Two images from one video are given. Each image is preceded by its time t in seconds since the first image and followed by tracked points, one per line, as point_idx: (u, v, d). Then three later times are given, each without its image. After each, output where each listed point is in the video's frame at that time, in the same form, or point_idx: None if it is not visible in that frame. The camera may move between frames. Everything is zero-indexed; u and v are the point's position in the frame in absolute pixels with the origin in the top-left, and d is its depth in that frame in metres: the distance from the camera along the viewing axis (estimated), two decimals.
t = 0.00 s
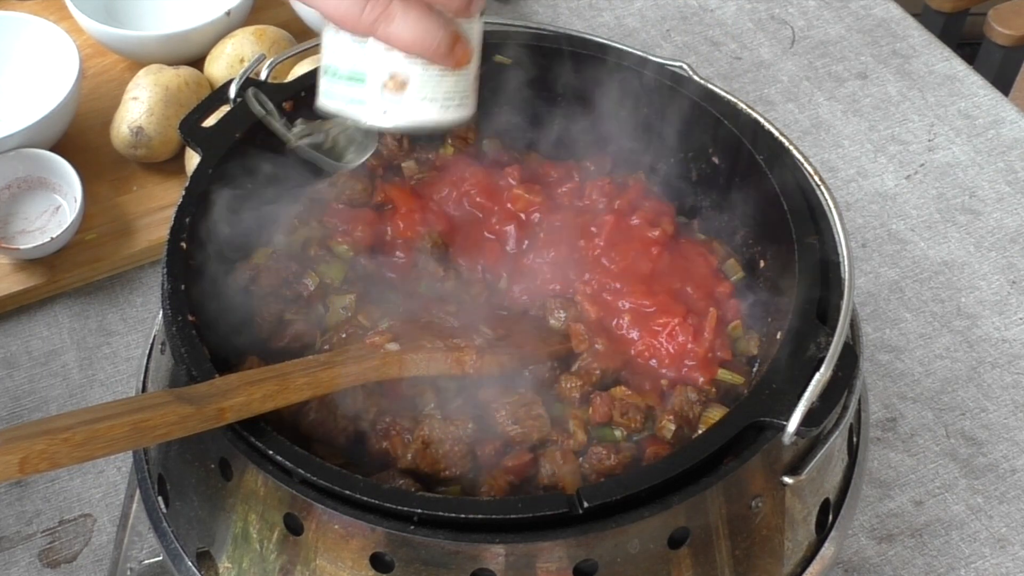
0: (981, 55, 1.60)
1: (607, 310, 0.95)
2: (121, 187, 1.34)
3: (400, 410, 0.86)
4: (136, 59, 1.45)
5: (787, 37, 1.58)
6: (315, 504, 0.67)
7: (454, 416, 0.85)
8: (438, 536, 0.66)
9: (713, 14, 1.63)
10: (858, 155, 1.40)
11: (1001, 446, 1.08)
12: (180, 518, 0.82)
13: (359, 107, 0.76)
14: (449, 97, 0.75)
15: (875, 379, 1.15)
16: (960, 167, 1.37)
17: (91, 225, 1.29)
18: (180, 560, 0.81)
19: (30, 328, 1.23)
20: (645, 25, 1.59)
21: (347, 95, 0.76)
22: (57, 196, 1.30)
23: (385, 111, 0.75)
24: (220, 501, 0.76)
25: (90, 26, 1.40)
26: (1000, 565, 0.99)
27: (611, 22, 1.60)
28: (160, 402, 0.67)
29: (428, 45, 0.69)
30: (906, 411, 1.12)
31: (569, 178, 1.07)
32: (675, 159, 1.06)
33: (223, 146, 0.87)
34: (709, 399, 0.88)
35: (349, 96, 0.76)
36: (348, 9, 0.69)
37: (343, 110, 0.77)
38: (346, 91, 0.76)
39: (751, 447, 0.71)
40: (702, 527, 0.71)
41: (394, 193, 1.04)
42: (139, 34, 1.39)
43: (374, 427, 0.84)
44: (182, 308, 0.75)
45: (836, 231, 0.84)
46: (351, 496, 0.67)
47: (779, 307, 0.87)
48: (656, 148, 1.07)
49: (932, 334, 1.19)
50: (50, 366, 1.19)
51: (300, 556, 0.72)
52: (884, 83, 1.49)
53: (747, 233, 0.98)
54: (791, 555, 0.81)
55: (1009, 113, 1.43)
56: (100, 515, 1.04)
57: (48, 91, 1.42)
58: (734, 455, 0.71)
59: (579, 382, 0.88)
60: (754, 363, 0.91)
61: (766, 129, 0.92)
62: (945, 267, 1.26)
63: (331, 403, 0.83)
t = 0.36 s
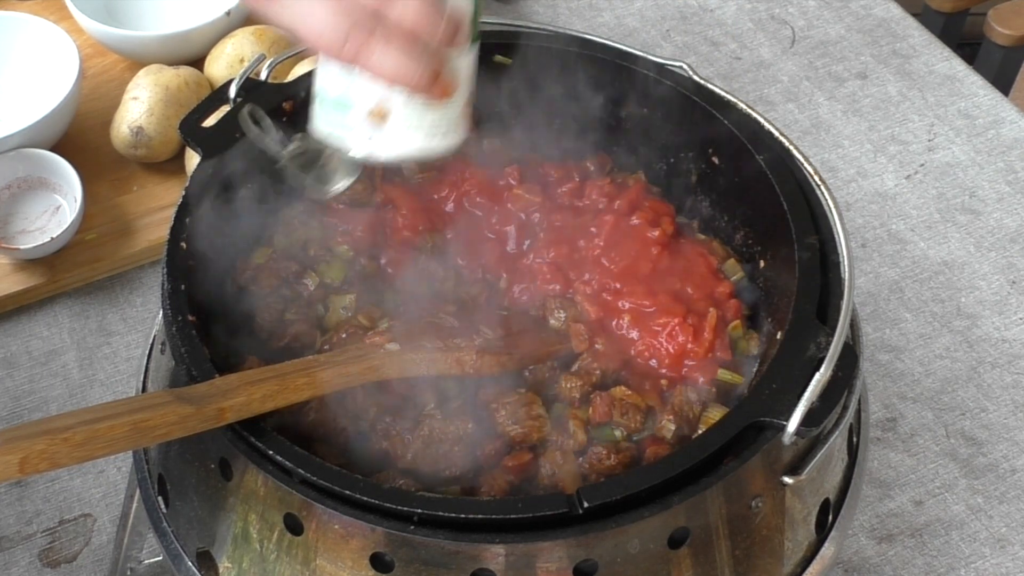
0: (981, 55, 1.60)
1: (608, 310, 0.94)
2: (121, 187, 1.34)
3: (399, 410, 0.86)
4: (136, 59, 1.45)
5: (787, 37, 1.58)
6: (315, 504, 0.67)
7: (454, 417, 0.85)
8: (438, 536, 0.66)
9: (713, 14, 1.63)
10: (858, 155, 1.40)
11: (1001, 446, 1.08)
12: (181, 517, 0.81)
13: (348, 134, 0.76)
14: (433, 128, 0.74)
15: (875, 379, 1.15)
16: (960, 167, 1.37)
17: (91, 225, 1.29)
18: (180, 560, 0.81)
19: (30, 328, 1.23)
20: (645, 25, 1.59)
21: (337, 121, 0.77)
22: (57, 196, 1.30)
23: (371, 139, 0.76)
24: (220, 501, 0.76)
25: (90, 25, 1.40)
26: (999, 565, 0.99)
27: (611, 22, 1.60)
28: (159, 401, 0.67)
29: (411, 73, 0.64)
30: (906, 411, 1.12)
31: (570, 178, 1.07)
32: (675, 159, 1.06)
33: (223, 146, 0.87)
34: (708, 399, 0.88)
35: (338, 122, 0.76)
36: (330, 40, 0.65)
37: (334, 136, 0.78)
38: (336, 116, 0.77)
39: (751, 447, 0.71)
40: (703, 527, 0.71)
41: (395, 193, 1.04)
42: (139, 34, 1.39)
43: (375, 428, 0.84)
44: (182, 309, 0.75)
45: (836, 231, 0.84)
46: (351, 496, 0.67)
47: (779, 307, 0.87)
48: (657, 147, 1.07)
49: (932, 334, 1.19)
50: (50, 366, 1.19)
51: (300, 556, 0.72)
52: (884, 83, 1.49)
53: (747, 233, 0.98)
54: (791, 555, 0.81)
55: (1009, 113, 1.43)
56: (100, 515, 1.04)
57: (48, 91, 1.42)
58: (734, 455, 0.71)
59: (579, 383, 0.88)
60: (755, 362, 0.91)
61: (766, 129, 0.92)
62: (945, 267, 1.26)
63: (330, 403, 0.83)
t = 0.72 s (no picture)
0: (981, 55, 1.60)
1: (607, 311, 0.95)
2: (121, 187, 1.34)
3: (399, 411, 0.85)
4: (136, 59, 1.45)
5: (787, 37, 1.58)
6: (315, 504, 0.67)
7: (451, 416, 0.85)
8: (438, 536, 0.66)
9: (712, 14, 1.63)
10: (858, 155, 1.40)
11: (1001, 446, 1.08)
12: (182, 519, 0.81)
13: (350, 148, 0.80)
14: (431, 151, 0.79)
15: (875, 379, 1.15)
16: (960, 167, 1.37)
17: (91, 225, 1.29)
18: (181, 560, 0.80)
19: (29, 328, 1.23)
20: (645, 25, 1.59)
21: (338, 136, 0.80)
22: (57, 195, 1.30)
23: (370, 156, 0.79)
24: (221, 501, 0.76)
25: (90, 25, 1.40)
26: (1000, 565, 0.99)
27: (611, 22, 1.60)
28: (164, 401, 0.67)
29: (413, 108, 0.65)
30: (906, 411, 1.12)
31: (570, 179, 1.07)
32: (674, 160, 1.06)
33: (223, 147, 0.87)
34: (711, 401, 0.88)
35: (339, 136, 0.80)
36: (339, 64, 0.65)
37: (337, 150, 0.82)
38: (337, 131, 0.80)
39: (751, 447, 0.71)
40: (703, 527, 0.71)
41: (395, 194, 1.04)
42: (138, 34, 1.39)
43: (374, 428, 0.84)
44: (182, 309, 0.75)
45: (837, 231, 0.84)
46: (351, 495, 0.67)
47: (779, 306, 0.87)
48: (657, 148, 1.06)
49: (932, 334, 1.19)
50: (50, 366, 1.18)
51: (300, 556, 0.72)
52: (884, 83, 1.49)
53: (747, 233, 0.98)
54: (791, 555, 0.81)
55: (1009, 113, 1.43)
56: (100, 515, 1.04)
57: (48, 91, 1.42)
58: (734, 455, 0.71)
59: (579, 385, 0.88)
60: (755, 362, 0.92)
61: (766, 128, 0.92)
62: (944, 267, 1.26)
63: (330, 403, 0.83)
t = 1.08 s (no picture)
0: (981, 55, 1.60)
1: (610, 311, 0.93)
2: (122, 187, 1.34)
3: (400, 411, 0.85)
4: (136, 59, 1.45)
5: (787, 37, 1.58)
6: (315, 504, 0.67)
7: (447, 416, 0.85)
8: (437, 536, 0.66)
9: (713, 14, 1.63)
10: (858, 155, 1.40)
11: (1001, 446, 1.08)
12: (181, 520, 0.81)
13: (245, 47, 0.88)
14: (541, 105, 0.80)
15: (875, 379, 1.15)
16: (960, 167, 1.37)
17: (91, 225, 1.30)
18: (181, 560, 0.81)
19: (29, 328, 1.22)
20: (646, 25, 1.58)
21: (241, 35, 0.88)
22: (57, 195, 1.30)
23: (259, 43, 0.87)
24: (220, 500, 0.76)
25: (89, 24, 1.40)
26: (999, 565, 0.99)
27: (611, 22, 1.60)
28: (184, 414, 0.72)
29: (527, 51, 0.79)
30: (906, 412, 1.12)
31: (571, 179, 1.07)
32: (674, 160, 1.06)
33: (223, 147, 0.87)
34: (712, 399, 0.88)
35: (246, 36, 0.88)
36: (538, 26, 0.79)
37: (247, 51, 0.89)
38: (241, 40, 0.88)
39: (751, 446, 0.71)
40: (702, 527, 0.71)
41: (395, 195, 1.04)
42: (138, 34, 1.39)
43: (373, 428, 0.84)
44: (182, 309, 0.76)
45: (836, 230, 0.86)
46: (352, 495, 0.68)
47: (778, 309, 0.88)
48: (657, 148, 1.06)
49: (932, 334, 1.19)
50: (51, 365, 1.16)
51: (300, 556, 0.72)
52: (884, 83, 1.49)
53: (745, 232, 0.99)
54: (791, 555, 0.81)
55: (1009, 113, 1.43)
56: (99, 515, 1.04)
57: (48, 90, 1.42)
58: (734, 455, 0.71)
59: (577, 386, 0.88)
60: (754, 361, 0.91)
61: (766, 130, 0.95)
62: (944, 267, 1.26)
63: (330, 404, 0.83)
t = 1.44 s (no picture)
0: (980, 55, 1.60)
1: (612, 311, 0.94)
2: (122, 187, 1.34)
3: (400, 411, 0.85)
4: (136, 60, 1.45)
5: (787, 37, 1.58)
6: (315, 504, 0.68)
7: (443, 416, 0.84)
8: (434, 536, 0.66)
9: (712, 14, 1.63)
10: (858, 155, 1.40)
11: (1001, 446, 1.08)
12: (180, 520, 0.81)
13: None
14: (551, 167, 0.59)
15: (876, 379, 1.15)
16: (960, 167, 1.37)
17: (92, 225, 1.30)
18: (181, 560, 0.81)
19: (30, 328, 1.23)
20: (646, 25, 1.58)
21: None
22: (57, 195, 1.30)
23: None
24: (220, 500, 0.76)
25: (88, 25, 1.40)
26: (1000, 565, 0.99)
27: (612, 21, 1.60)
28: (177, 420, 0.68)
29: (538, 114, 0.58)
30: (906, 411, 1.12)
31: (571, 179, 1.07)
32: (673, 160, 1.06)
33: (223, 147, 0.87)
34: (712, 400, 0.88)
35: None
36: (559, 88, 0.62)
37: None
38: None
39: (751, 446, 0.71)
40: (703, 527, 0.71)
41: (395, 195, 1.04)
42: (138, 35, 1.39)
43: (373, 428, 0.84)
44: (182, 309, 0.76)
45: (837, 231, 0.85)
46: (352, 495, 0.68)
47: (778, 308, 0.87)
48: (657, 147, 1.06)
49: (932, 334, 1.19)
50: (50, 366, 1.18)
51: (300, 556, 0.72)
52: (884, 83, 1.49)
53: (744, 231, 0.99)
54: (791, 555, 0.81)
55: (1009, 113, 1.43)
56: (100, 515, 1.04)
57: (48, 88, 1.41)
58: (734, 455, 0.71)
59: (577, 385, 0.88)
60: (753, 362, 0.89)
61: (766, 128, 0.94)
62: (944, 267, 1.26)
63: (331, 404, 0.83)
